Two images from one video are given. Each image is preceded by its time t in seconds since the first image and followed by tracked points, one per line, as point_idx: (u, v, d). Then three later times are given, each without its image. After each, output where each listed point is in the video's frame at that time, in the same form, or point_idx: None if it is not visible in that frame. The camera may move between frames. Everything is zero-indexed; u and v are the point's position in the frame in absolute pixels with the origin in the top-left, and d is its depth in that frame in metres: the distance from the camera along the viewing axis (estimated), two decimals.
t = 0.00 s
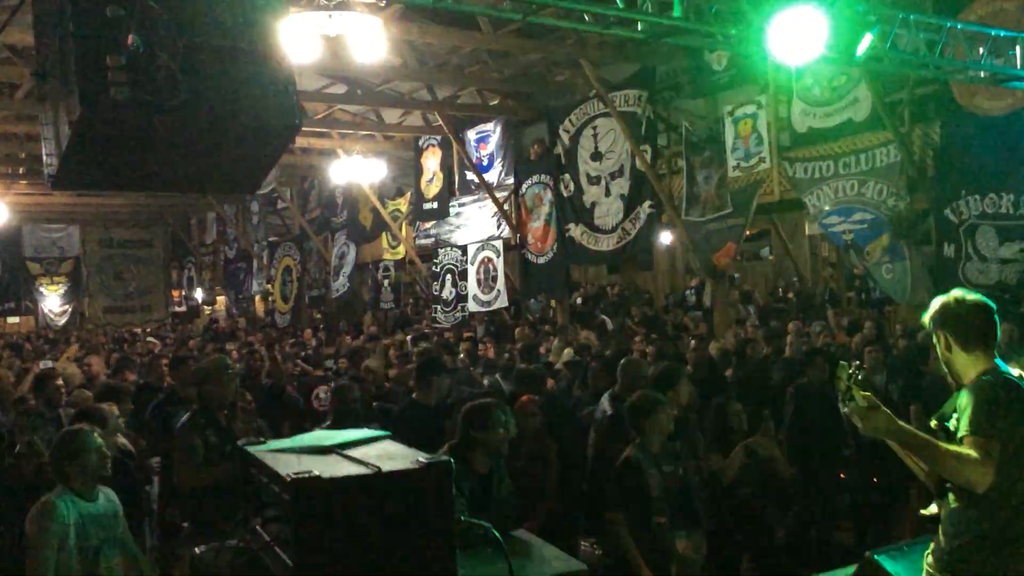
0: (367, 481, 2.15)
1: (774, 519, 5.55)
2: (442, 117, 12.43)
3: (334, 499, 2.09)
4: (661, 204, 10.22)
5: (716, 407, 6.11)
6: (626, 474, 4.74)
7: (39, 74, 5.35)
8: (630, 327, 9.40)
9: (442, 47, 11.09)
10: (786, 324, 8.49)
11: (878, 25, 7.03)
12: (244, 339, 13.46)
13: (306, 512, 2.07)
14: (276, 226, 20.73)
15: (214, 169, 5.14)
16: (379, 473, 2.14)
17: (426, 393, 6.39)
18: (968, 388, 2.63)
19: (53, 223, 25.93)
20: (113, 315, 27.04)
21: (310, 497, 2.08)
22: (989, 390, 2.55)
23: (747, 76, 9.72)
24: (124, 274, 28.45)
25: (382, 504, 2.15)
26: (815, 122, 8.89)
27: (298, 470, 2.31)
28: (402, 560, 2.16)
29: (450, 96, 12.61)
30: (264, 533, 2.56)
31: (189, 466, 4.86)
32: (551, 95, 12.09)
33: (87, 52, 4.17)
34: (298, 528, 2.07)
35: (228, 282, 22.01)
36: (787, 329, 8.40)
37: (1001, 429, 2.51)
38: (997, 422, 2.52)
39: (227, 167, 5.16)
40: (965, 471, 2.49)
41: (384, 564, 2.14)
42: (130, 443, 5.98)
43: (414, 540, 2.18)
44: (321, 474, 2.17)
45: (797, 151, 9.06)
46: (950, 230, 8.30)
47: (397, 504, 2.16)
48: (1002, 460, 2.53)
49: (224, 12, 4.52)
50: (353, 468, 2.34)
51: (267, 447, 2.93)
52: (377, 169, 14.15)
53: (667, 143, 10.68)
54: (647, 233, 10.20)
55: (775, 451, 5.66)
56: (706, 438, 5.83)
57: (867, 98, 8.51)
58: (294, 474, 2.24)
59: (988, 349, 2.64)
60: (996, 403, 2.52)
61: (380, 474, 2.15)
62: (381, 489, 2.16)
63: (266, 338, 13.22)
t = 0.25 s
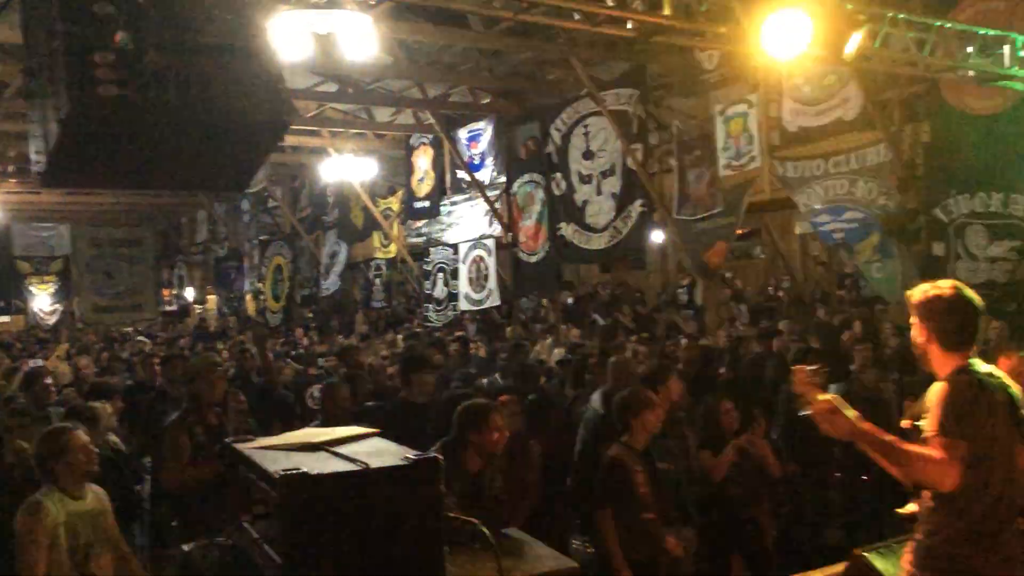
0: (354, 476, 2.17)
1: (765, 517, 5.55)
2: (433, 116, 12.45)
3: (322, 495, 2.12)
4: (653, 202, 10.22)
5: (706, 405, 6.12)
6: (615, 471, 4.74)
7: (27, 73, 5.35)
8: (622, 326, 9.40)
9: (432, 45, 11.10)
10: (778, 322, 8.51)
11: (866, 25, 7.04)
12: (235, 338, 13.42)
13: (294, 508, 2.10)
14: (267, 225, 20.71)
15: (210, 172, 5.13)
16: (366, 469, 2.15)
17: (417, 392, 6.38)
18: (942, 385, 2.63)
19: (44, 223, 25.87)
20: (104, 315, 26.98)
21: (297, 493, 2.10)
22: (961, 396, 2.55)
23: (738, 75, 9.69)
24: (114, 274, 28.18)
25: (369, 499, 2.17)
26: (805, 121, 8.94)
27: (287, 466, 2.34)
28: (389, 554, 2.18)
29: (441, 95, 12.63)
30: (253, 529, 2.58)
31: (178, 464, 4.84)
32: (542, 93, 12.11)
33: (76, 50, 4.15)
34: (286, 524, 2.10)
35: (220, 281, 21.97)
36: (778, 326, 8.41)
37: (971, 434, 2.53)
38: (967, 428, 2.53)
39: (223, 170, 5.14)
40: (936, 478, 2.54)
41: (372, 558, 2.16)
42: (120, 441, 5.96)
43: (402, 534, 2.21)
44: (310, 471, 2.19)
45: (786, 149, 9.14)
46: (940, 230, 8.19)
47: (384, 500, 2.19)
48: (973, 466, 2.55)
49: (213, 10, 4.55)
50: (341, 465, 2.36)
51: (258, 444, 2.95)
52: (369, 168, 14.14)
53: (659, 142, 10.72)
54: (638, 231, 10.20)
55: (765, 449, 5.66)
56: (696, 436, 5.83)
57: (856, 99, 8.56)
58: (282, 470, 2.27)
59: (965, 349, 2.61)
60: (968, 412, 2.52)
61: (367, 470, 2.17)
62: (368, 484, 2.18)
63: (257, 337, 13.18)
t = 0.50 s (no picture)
0: (341, 469, 2.05)
1: (750, 512, 5.59)
2: (420, 112, 12.43)
3: (307, 489, 1.99)
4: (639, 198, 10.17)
5: (691, 401, 6.15)
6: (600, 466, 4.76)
7: (9, 68, 5.32)
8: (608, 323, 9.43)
9: (418, 41, 11.09)
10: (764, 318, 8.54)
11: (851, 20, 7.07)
12: (222, 335, 13.38)
13: (278, 502, 1.97)
14: (253, 222, 20.64)
15: (195, 164, 5.08)
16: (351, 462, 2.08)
17: (403, 388, 6.39)
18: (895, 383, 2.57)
19: (27, 219, 25.71)
20: (89, 312, 26.95)
21: (281, 488, 1.97)
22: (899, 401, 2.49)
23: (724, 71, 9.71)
24: (99, 269, 27.68)
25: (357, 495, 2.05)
26: (791, 117, 8.99)
27: (270, 458, 2.21)
28: (377, 554, 2.07)
29: (428, 91, 12.61)
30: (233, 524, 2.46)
31: (163, 461, 4.83)
32: (529, 90, 12.13)
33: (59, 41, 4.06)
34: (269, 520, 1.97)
35: (206, 278, 21.93)
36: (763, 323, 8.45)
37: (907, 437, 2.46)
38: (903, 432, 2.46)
39: (206, 161, 5.08)
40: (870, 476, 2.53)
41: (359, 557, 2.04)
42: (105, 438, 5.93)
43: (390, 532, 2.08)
44: (294, 463, 2.06)
45: (772, 145, 9.18)
46: (925, 225, 8.22)
47: (372, 495, 2.06)
48: (913, 470, 2.47)
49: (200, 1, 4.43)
50: (324, 456, 2.23)
51: (236, 436, 2.81)
52: (356, 164, 14.11)
53: (645, 138, 10.65)
54: (625, 227, 10.23)
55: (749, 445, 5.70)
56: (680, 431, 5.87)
57: (841, 94, 8.58)
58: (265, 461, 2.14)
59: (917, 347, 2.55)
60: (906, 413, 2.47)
61: (355, 464, 2.05)
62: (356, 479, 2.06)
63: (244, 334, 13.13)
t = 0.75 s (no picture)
0: (330, 462, 1.99)
1: (739, 504, 5.61)
2: (411, 107, 12.42)
3: (295, 482, 1.94)
4: (631, 193, 10.29)
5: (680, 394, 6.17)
6: (589, 458, 4.77)
7: None
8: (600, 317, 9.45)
9: (409, 36, 11.08)
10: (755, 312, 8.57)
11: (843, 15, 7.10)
12: (215, 331, 13.37)
13: (266, 495, 1.92)
14: (245, 217, 20.61)
15: (178, 167, 5.04)
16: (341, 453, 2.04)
17: (393, 381, 6.40)
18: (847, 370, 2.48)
19: (18, 215, 25.65)
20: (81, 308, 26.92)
21: (268, 480, 1.92)
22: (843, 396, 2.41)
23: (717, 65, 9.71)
24: (92, 265, 27.70)
25: (346, 488, 1.99)
26: (782, 112, 8.96)
27: (260, 450, 2.16)
28: (370, 551, 2.01)
29: (420, 86, 12.61)
30: (220, 518, 2.42)
31: (154, 455, 4.84)
32: (520, 84, 12.13)
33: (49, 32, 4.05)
34: (256, 512, 1.92)
35: (199, 274, 21.93)
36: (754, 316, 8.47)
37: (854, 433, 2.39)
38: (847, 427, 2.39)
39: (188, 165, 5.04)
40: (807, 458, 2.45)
41: (348, 553, 1.98)
42: (96, 433, 5.93)
43: (381, 526, 2.02)
44: (284, 454, 2.01)
45: (762, 140, 9.20)
46: (915, 218, 8.38)
47: (362, 488, 2.01)
48: (862, 467, 2.40)
49: None
50: (314, 449, 2.18)
51: (226, 429, 2.76)
52: (347, 159, 14.10)
53: (637, 133, 10.49)
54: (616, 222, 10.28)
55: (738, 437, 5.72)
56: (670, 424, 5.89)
57: (833, 88, 8.56)
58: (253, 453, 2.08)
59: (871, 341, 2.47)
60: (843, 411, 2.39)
61: (344, 457, 1.99)
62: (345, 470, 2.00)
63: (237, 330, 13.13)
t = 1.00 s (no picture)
0: (324, 458, 2.00)
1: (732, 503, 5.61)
2: (405, 106, 12.41)
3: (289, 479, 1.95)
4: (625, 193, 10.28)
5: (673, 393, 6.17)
6: (582, 458, 4.76)
7: None
8: (594, 316, 9.45)
9: (403, 34, 11.07)
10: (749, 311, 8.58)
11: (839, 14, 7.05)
12: (208, 330, 13.33)
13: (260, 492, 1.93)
14: (238, 216, 20.56)
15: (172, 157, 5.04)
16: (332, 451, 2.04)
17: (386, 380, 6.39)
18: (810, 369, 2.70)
19: (10, 214, 25.57)
20: (73, 307, 26.85)
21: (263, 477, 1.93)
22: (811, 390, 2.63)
23: (713, 65, 9.73)
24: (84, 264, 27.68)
25: (341, 484, 2.00)
26: (775, 112, 9.02)
27: (250, 448, 2.15)
28: (360, 550, 2.01)
29: (414, 85, 12.60)
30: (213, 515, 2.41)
31: (146, 454, 4.81)
32: (514, 84, 12.13)
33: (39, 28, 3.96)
34: (251, 508, 1.93)
35: (192, 273, 21.89)
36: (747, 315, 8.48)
37: (825, 425, 2.62)
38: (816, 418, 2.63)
39: (180, 155, 5.04)
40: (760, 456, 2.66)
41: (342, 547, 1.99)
42: (88, 432, 5.90)
43: (374, 519, 2.03)
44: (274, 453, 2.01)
45: (757, 140, 9.19)
46: (908, 218, 8.52)
47: (356, 483, 2.01)
48: (822, 460, 2.65)
49: None
50: (305, 447, 2.17)
51: (216, 428, 2.75)
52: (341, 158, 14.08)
53: (631, 133, 10.50)
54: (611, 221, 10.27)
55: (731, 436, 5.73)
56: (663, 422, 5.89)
57: (827, 88, 8.60)
58: (245, 451, 2.08)
59: (843, 339, 2.67)
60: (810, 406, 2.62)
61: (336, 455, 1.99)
62: (337, 466, 2.00)
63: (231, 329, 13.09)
